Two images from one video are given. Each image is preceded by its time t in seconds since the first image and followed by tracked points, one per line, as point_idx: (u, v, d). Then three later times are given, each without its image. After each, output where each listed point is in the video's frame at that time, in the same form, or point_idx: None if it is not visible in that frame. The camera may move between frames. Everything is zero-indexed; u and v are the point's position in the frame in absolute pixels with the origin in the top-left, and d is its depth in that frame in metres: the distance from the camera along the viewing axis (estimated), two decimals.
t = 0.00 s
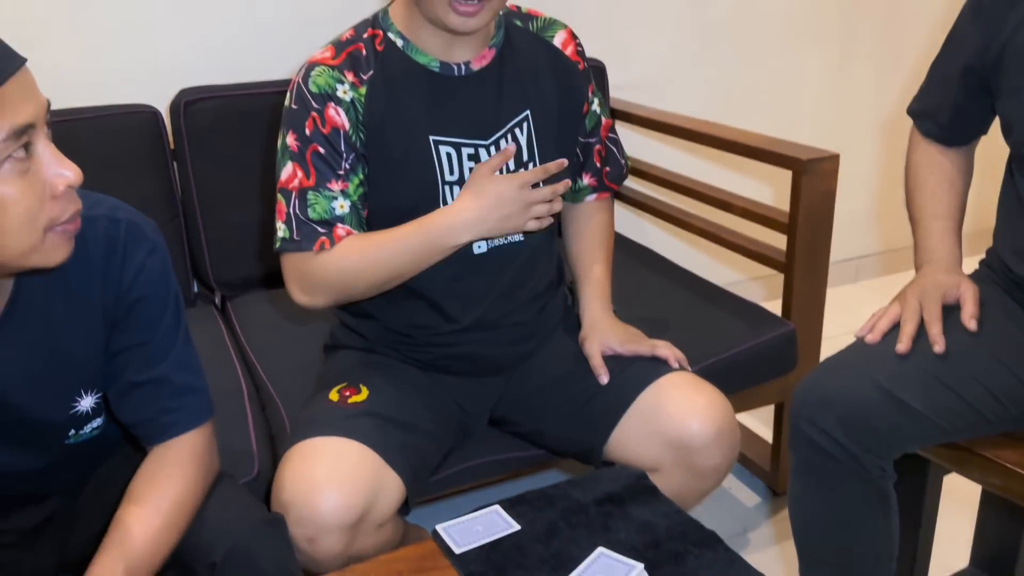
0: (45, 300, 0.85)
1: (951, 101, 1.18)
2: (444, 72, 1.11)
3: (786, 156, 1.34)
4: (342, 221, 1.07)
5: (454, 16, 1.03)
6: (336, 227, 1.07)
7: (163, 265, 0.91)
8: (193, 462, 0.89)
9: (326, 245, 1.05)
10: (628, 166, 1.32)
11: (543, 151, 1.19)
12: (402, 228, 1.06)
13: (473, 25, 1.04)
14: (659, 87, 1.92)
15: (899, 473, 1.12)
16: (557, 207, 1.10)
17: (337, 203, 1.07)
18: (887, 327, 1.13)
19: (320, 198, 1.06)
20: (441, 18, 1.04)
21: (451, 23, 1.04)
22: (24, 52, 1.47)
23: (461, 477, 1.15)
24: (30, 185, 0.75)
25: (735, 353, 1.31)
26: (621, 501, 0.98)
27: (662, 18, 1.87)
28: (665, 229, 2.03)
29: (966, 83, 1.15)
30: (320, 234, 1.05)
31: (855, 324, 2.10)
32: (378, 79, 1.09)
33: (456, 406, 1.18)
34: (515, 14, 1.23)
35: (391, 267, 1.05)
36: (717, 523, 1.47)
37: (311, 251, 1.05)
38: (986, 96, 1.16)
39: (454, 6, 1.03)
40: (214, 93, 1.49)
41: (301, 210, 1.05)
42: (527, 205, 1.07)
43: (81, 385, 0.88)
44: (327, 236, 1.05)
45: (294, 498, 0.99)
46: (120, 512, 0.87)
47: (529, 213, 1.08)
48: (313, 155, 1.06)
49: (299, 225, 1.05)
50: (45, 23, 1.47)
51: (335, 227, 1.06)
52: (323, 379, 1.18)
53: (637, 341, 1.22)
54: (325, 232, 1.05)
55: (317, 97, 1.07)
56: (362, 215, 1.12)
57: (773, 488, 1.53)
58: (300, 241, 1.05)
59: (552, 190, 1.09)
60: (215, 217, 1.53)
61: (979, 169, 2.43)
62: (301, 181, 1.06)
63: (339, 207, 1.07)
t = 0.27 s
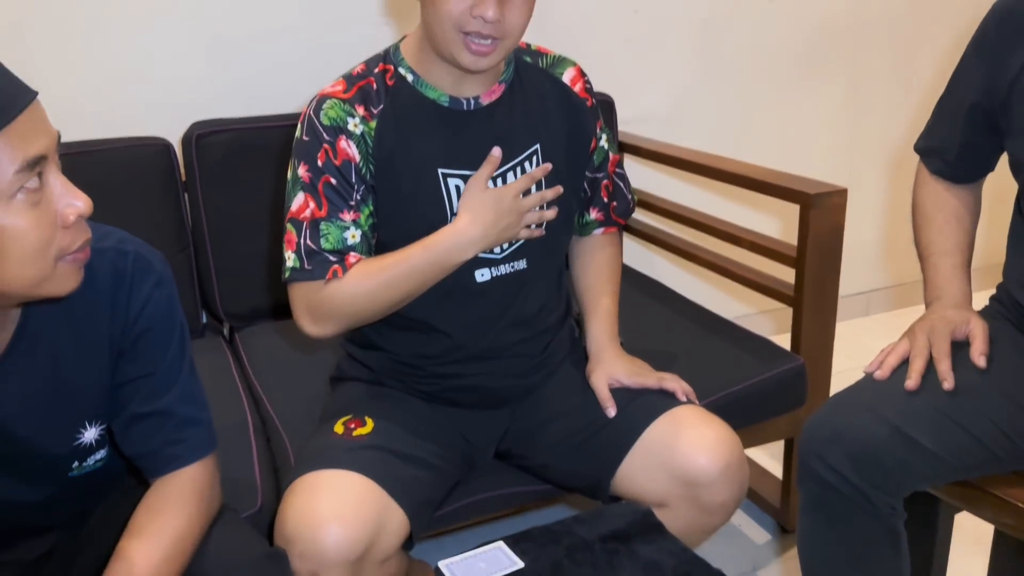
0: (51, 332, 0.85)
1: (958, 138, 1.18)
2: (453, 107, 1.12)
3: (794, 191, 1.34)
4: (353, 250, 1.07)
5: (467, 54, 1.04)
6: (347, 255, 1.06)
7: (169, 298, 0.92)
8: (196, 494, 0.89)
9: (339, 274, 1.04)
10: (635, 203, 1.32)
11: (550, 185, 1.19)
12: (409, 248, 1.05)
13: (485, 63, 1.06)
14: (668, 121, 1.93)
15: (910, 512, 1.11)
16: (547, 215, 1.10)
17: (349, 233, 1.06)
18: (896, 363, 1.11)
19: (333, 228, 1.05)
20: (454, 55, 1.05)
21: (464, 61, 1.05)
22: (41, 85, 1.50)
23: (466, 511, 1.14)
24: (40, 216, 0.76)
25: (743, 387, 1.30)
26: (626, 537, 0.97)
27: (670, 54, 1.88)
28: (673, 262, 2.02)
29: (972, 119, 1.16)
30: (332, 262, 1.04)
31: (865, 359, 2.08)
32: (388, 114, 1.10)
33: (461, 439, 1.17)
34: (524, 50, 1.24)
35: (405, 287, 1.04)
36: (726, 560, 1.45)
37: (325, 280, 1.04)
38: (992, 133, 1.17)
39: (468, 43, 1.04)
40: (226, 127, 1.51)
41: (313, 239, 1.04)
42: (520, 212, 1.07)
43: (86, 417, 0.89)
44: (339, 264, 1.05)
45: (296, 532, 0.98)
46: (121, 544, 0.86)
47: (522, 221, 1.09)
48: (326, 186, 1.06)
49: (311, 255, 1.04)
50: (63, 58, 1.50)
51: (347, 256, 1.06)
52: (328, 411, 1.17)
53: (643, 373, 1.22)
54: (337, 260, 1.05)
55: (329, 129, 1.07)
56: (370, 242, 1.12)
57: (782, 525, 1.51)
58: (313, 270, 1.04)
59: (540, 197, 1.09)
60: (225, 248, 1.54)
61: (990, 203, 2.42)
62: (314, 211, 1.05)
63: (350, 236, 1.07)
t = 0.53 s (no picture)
0: (60, 368, 0.87)
1: (957, 177, 1.20)
2: (459, 144, 1.14)
3: (797, 230, 1.35)
4: (361, 282, 1.08)
5: (474, 93, 1.06)
6: (356, 287, 1.07)
7: (175, 334, 0.93)
8: (197, 530, 0.89)
9: (346, 305, 1.05)
10: (639, 242, 1.33)
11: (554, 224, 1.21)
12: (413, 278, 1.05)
13: (492, 102, 1.08)
14: (672, 160, 1.95)
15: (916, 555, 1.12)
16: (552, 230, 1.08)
17: (356, 266, 1.08)
18: (897, 403, 1.13)
19: (340, 260, 1.06)
20: (461, 94, 1.07)
21: (471, 100, 1.07)
22: (57, 124, 1.54)
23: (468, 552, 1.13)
24: (52, 254, 0.78)
25: (747, 426, 1.29)
26: None
27: (675, 94, 1.91)
28: (678, 299, 2.03)
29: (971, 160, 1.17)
30: (340, 294, 1.05)
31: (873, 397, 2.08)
32: (394, 151, 1.12)
33: (464, 476, 1.17)
34: (529, 92, 1.27)
35: (411, 318, 1.04)
36: None
37: (332, 311, 1.05)
38: (989, 172, 1.19)
39: (475, 83, 1.06)
40: (235, 165, 1.54)
41: (321, 271, 1.06)
42: (522, 234, 1.06)
43: (92, 452, 0.90)
44: (348, 296, 1.05)
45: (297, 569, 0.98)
46: None
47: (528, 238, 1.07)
48: (334, 219, 1.07)
49: (319, 287, 1.05)
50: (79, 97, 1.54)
51: (355, 288, 1.07)
52: (331, 447, 1.18)
53: (645, 411, 1.21)
54: (346, 292, 1.06)
55: (337, 164, 1.09)
56: (377, 275, 1.13)
57: (788, 565, 1.50)
58: (320, 302, 1.04)
59: (541, 216, 1.07)
60: (233, 284, 1.56)
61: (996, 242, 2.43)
62: (322, 245, 1.06)
63: (359, 268, 1.08)
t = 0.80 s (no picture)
0: (70, 388, 0.88)
1: (962, 201, 1.20)
2: (469, 167, 1.15)
3: (804, 253, 1.35)
4: (373, 301, 1.09)
5: (483, 115, 1.08)
6: (367, 307, 1.08)
7: (184, 355, 0.94)
8: (203, 553, 0.89)
9: (359, 325, 1.06)
10: (646, 265, 1.34)
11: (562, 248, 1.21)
12: (427, 303, 1.06)
13: (501, 124, 1.09)
14: (679, 184, 1.96)
15: None
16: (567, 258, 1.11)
17: (368, 285, 1.08)
18: (904, 429, 1.13)
19: (352, 280, 1.07)
20: (471, 116, 1.08)
21: (480, 121, 1.08)
22: (72, 148, 1.56)
23: None
24: (66, 275, 0.79)
25: (755, 450, 1.29)
26: None
27: (681, 119, 1.93)
28: (685, 322, 2.03)
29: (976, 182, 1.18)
30: (352, 314, 1.06)
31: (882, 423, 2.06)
32: (405, 174, 1.13)
33: (470, 499, 1.17)
34: (537, 117, 1.28)
35: (425, 343, 1.05)
36: None
37: (344, 330, 1.05)
38: (994, 197, 1.19)
39: (484, 104, 1.08)
40: (245, 189, 1.55)
41: (333, 290, 1.06)
42: (540, 262, 1.08)
43: (100, 473, 0.90)
44: (360, 316, 1.06)
45: None
46: None
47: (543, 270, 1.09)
48: (346, 239, 1.08)
49: (331, 306, 1.06)
50: (93, 122, 1.56)
51: (366, 307, 1.07)
52: (337, 469, 1.18)
53: (654, 435, 1.21)
54: (358, 312, 1.06)
55: (349, 185, 1.09)
56: (389, 296, 1.13)
57: None
58: (332, 322, 1.05)
59: (557, 244, 1.10)
60: (242, 306, 1.57)
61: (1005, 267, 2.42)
62: (334, 264, 1.07)
63: (370, 288, 1.08)
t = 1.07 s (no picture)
0: (70, 406, 0.87)
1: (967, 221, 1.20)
2: (471, 184, 1.15)
3: (807, 273, 1.35)
4: (377, 317, 1.09)
5: (489, 130, 1.08)
6: (372, 322, 1.08)
7: (185, 373, 0.93)
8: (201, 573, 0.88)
9: (363, 342, 1.05)
10: (650, 285, 1.33)
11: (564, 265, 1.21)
12: (433, 323, 1.06)
13: (507, 139, 1.09)
14: (682, 203, 1.97)
15: None
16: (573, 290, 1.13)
17: (372, 301, 1.08)
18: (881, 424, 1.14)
19: (357, 295, 1.07)
20: (477, 132, 1.08)
21: (487, 138, 1.08)
22: (77, 166, 1.57)
23: None
24: (68, 292, 0.79)
25: (759, 471, 1.28)
26: None
27: (684, 138, 1.93)
28: (689, 342, 2.02)
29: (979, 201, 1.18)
30: (357, 329, 1.05)
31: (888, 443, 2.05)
32: (407, 190, 1.13)
33: (471, 520, 1.16)
34: (541, 135, 1.28)
35: (428, 364, 1.05)
36: None
37: (349, 346, 1.05)
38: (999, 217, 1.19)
39: (490, 120, 1.08)
40: (249, 207, 1.56)
41: (338, 306, 1.06)
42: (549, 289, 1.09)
43: (99, 491, 0.90)
44: (365, 331, 1.06)
45: None
46: None
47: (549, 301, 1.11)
48: (350, 255, 1.08)
49: (335, 322, 1.05)
50: (99, 140, 1.57)
51: (371, 322, 1.07)
52: (338, 489, 1.17)
53: (657, 455, 1.20)
54: (363, 327, 1.06)
55: (352, 202, 1.10)
56: (392, 312, 1.13)
57: None
58: (337, 337, 1.05)
59: (565, 271, 1.11)
60: (245, 324, 1.57)
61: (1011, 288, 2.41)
62: (338, 280, 1.07)
63: (374, 304, 1.08)
